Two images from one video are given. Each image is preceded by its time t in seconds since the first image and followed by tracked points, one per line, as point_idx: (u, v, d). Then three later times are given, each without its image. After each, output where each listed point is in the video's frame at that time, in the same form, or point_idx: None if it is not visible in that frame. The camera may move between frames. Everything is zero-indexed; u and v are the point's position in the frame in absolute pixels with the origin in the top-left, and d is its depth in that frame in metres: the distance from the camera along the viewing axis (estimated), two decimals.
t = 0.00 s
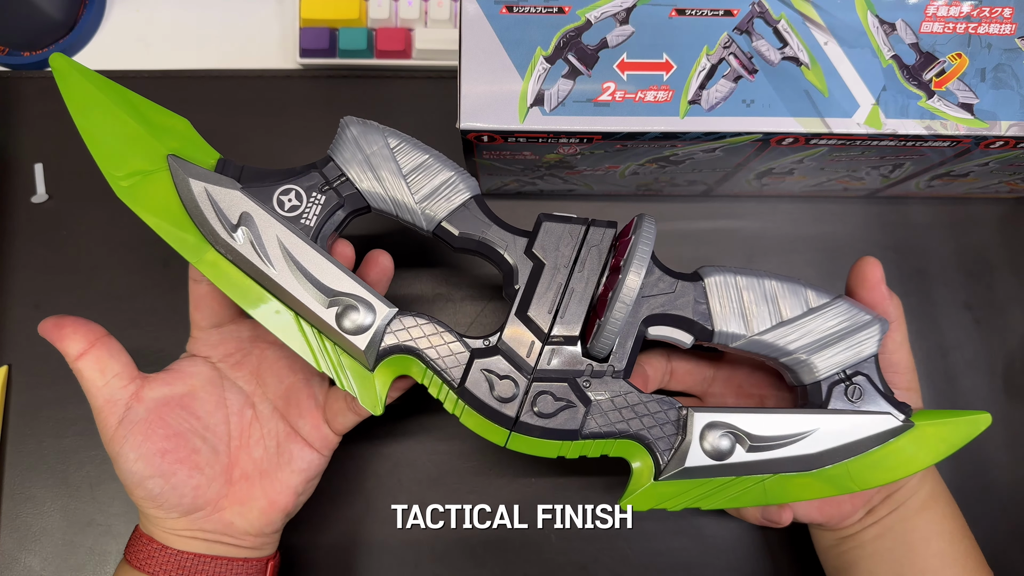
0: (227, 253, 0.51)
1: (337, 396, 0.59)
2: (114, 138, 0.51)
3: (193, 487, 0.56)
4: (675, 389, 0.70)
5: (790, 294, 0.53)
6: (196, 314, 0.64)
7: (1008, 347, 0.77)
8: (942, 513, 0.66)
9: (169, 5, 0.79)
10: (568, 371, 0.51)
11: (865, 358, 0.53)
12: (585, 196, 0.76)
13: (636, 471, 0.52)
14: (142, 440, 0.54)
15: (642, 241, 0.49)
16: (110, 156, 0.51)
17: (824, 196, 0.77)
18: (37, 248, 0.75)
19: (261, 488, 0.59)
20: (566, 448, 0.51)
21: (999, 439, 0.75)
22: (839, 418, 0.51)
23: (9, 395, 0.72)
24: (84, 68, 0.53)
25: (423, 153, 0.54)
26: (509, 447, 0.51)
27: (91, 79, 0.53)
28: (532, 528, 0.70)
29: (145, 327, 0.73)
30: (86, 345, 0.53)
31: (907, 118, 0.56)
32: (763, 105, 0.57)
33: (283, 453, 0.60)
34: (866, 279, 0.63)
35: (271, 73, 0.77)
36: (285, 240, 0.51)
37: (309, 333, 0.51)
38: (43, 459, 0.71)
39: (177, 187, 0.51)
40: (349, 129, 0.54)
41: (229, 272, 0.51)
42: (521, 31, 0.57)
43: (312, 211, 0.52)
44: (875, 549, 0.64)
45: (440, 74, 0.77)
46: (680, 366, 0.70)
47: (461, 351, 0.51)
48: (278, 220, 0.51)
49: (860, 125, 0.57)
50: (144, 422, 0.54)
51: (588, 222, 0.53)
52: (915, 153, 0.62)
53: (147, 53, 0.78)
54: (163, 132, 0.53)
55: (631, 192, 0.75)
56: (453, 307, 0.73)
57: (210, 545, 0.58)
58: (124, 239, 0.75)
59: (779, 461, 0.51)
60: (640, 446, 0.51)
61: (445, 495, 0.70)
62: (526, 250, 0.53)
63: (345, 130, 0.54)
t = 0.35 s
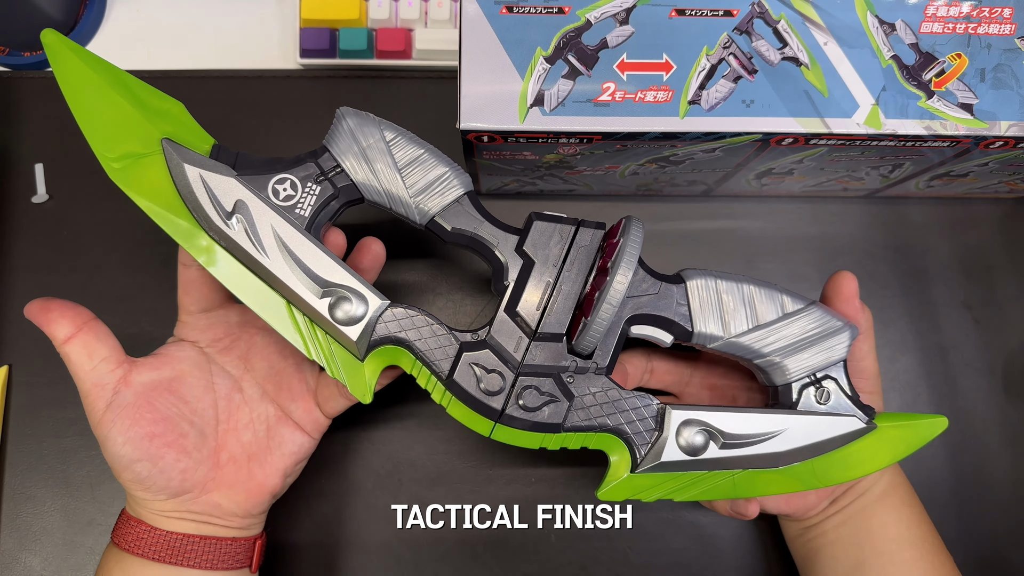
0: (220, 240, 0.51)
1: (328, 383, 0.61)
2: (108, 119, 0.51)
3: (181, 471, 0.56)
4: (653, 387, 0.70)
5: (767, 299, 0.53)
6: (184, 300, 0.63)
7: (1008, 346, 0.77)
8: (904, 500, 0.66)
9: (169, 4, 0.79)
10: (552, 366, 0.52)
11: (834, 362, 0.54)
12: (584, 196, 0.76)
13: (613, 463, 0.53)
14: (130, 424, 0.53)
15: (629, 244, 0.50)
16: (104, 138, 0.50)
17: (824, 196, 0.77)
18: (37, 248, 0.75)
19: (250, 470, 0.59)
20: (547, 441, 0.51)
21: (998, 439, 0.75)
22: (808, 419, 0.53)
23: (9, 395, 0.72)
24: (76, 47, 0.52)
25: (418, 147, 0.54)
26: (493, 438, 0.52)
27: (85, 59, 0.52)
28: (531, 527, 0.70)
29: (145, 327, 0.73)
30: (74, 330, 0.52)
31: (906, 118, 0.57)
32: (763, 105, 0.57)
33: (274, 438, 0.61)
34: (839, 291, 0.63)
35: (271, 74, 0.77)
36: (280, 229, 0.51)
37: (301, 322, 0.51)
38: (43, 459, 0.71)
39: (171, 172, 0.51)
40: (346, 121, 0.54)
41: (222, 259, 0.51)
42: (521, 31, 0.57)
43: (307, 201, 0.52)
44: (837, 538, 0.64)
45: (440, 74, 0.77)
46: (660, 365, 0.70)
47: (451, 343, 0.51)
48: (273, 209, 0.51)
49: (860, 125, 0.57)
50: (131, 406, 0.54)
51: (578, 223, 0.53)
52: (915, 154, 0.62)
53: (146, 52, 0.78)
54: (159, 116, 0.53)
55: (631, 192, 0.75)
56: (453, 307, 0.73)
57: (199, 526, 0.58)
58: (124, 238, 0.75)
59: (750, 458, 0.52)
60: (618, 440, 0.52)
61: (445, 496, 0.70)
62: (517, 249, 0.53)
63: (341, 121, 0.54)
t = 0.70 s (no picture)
0: (217, 230, 0.50)
1: (324, 374, 0.60)
2: (106, 105, 0.51)
3: (176, 462, 0.56)
4: (645, 386, 0.70)
5: (760, 301, 0.54)
6: (180, 289, 0.63)
7: (1008, 346, 0.77)
8: (891, 494, 0.65)
9: (170, 4, 0.79)
10: (547, 363, 0.52)
11: (828, 363, 0.54)
12: (584, 196, 0.76)
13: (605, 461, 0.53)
14: (124, 415, 0.53)
15: (626, 242, 0.50)
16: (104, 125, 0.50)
17: (824, 196, 0.77)
18: (38, 248, 0.75)
19: (245, 460, 0.60)
20: (540, 437, 0.51)
21: (998, 439, 0.75)
22: (799, 421, 0.53)
23: (9, 395, 0.72)
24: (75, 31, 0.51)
25: (418, 141, 0.54)
26: (486, 434, 0.52)
27: (84, 43, 0.51)
28: (531, 527, 0.70)
29: (145, 326, 0.73)
30: (68, 320, 0.51)
31: (906, 118, 0.57)
32: (763, 105, 0.57)
33: (270, 429, 0.61)
34: (834, 294, 0.62)
35: (272, 74, 0.77)
36: (278, 221, 0.50)
37: (297, 313, 0.51)
38: (44, 459, 0.71)
39: (170, 161, 0.51)
40: (346, 114, 0.54)
41: (219, 249, 0.51)
42: (521, 31, 0.57)
43: (305, 192, 0.52)
44: (825, 533, 0.64)
45: (440, 74, 0.77)
46: (654, 364, 0.70)
47: (447, 338, 0.51)
48: (271, 201, 0.51)
49: (859, 125, 0.57)
50: (127, 397, 0.54)
51: (576, 221, 0.54)
52: (915, 154, 0.62)
53: (146, 52, 0.78)
54: (159, 104, 0.53)
55: (631, 192, 0.75)
56: (454, 308, 0.73)
57: (193, 516, 0.58)
58: (123, 238, 0.75)
59: (741, 458, 0.52)
60: (611, 439, 0.52)
61: (444, 496, 0.70)
62: (515, 246, 0.53)
63: (341, 114, 0.54)
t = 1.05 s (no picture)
0: (227, 229, 0.50)
1: (331, 372, 0.61)
2: (111, 100, 0.50)
3: (181, 462, 0.56)
4: (648, 379, 0.71)
5: (769, 300, 0.53)
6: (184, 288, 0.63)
7: (1008, 347, 0.77)
8: (891, 490, 0.65)
9: (170, 5, 0.79)
10: (558, 362, 0.52)
11: (835, 362, 0.54)
12: (584, 196, 0.76)
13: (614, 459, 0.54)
14: (130, 415, 0.53)
15: (638, 241, 0.50)
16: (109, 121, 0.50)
17: (824, 196, 0.77)
18: (38, 248, 0.75)
19: (251, 460, 0.59)
20: (550, 435, 0.52)
21: (999, 439, 0.75)
22: (807, 419, 0.53)
23: (9, 395, 0.72)
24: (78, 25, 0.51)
25: (428, 139, 0.53)
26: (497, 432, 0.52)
27: (88, 37, 0.51)
28: (531, 527, 0.70)
29: (145, 326, 0.73)
30: (72, 317, 0.51)
31: (906, 118, 0.57)
32: (763, 105, 0.57)
33: (277, 428, 0.61)
34: (841, 294, 0.61)
35: (271, 74, 0.77)
36: (288, 220, 0.50)
37: (307, 313, 0.51)
38: (43, 459, 0.71)
39: (177, 158, 0.50)
40: (356, 111, 0.53)
41: (228, 247, 0.50)
42: (521, 31, 0.57)
43: (315, 191, 0.52)
44: (825, 528, 0.64)
45: (440, 74, 0.77)
46: (658, 358, 0.70)
47: (458, 336, 0.51)
48: (281, 200, 0.51)
49: (859, 125, 0.57)
50: (132, 396, 0.53)
51: (587, 220, 0.53)
52: (915, 154, 0.62)
53: (146, 52, 0.78)
54: (164, 100, 0.52)
55: (631, 192, 0.75)
56: (453, 305, 0.73)
57: (198, 516, 0.58)
58: (124, 238, 0.75)
59: (750, 456, 0.52)
60: (621, 437, 0.52)
61: (444, 496, 0.70)
62: (526, 245, 0.53)
63: (351, 111, 0.53)
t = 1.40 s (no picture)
0: (234, 233, 0.50)
1: (337, 374, 0.62)
2: (118, 102, 0.49)
3: (186, 463, 0.55)
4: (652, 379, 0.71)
5: (774, 304, 0.53)
6: (192, 289, 0.63)
7: (1007, 347, 0.77)
8: (894, 491, 0.65)
9: (170, 5, 0.79)
10: (562, 366, 0.52)
11: (839, 367, 0.54)
12: (584, 197, 0.76)
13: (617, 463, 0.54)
14: (136, 416, 0.53)
15: (644, 246, 0.50)
16: (116, 123, 0.49)
17: (824, 196, 0.77)
18: (38, 248, 0.75)
19: (256, 461, 0.59)
20: (554, 438, 0.52)
21: (999, 439, 0.75)
22: (810, 424, 0.53)
23: (9, 395, 0.72)
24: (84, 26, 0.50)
25: (435, 143, 0.53)
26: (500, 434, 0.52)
27: (94, 39, 0.50)
28: (531, 527, 0.70)
29: (146, 326, 0.73)
30: (80, 318, 0.51)
31: (906, 118, 0.57)
32: (763, 105, 0.57)
33: (282, 430, 0.61)
34: (848, 298, 0.61)
35: (271, 73, 0.77)
36: (295, 224, 0.50)
37: (314, 316, 0.51)
38: (43, 459, 0.71)
39: (185, 162, 0.50)
40: (363, 115, 0.52)
41: (235, 250, 0.50)
42: (521, 31, 0.57)
43: (323, 195, 0.51)
44: (826, 531, 0.64)
45: (440, 74, 0.77)
46: (661, 358, 0.70)
47: (463, 340, 0.51)
48: (288, 204, 0.50)
49: (859, 125, 0.57)
50: (138, 397, 0.53)
51: (592, 224, 0.53)
52: (915, 154, 0.62)
53: (146, 51, 0.78)
54: (172, 102, 0.51)
55: (631, 192, 0.75)
56: (453, 306, 0.73)
57: (202, 518, 0.58)
58: (124, 238, 0.75)
59: (752, 459, 0.52)
60: (624, 441, 0.52)
61: (445, 496, 0.70)
62: (531, 249, 0.52)
63: (358, 115, 0.52)
